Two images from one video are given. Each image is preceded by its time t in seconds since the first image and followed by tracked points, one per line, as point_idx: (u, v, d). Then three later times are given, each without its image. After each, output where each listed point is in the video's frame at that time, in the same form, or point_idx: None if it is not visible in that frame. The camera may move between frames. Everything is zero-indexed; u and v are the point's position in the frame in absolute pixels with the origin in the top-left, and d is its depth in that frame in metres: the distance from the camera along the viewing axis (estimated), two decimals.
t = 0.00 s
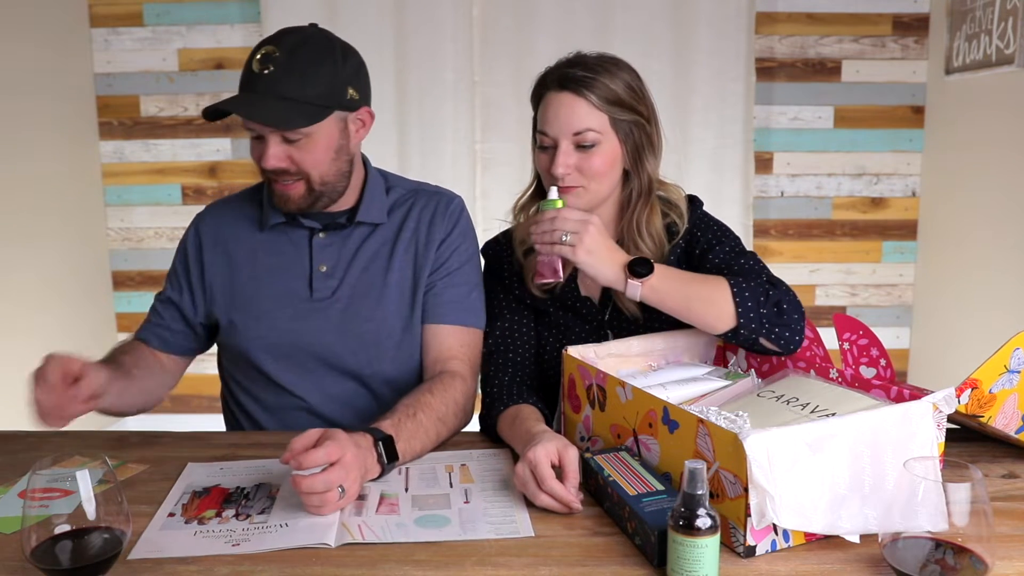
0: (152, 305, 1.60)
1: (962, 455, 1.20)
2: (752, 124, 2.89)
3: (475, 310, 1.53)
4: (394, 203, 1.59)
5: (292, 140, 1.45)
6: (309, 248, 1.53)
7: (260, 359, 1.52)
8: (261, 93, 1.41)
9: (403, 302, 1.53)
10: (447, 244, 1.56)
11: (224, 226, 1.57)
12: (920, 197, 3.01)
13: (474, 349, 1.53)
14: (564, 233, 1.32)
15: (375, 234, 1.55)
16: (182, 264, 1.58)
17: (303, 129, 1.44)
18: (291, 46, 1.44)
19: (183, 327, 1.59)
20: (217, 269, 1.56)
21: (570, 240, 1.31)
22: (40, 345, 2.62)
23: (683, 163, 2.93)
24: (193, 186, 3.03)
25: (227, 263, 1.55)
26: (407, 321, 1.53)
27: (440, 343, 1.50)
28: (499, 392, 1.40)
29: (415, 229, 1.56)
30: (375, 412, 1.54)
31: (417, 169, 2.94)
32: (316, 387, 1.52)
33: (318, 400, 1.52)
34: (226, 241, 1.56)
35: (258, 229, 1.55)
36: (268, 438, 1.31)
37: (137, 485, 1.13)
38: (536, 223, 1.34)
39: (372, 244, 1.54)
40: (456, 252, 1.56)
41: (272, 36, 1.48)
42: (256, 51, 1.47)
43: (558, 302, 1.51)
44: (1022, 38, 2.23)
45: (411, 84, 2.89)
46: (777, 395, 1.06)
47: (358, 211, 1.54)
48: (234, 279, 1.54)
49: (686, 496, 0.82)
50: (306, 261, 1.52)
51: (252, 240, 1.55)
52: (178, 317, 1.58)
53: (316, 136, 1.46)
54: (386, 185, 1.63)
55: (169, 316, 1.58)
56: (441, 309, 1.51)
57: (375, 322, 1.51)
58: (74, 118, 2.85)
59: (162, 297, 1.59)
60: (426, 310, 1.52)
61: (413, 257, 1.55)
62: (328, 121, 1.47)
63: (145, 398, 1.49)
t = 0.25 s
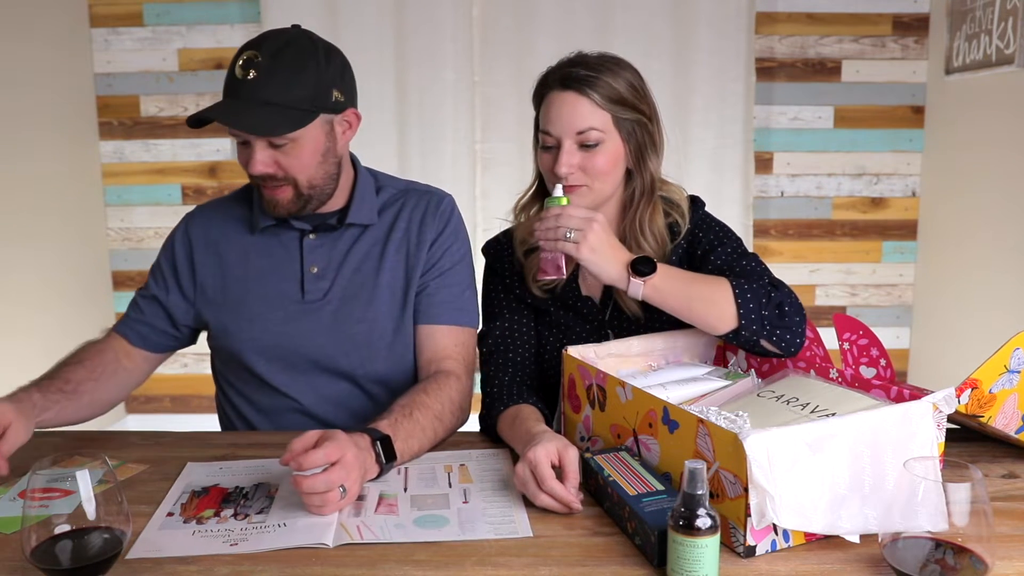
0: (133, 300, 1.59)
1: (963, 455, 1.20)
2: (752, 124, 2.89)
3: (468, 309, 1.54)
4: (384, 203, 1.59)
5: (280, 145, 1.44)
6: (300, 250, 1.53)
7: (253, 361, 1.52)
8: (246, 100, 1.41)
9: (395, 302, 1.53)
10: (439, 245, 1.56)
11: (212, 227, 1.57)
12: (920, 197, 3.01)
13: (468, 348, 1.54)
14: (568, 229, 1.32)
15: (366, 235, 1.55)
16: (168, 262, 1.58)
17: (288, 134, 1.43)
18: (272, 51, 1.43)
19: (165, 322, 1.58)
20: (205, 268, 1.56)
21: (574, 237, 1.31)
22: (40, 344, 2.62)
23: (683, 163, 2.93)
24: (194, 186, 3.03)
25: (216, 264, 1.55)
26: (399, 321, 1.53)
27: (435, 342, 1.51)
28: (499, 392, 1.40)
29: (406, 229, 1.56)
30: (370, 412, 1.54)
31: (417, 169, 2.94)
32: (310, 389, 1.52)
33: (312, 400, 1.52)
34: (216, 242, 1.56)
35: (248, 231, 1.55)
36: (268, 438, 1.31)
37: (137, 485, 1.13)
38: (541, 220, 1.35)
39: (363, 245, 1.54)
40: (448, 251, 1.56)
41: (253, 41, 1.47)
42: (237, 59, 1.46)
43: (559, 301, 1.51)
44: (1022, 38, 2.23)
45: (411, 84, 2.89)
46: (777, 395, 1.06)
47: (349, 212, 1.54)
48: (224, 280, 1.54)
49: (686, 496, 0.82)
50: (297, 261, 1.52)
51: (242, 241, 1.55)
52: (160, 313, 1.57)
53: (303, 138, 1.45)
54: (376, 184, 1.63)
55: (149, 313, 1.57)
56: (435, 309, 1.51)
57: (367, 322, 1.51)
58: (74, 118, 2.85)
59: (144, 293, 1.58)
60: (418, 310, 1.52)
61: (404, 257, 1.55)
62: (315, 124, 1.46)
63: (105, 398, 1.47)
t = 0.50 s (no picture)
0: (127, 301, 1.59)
1: (963, 456, 1.20)
2: (752, 124, 2.89)
3: (468, 309, 1.55)
4: (381, 204, 1.59)
5: (274, 149, 1.44)
6: (298, 252, 1.53)
7: (250, 364, 1.52)
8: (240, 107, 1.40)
9: (393, 303, 1.53)
10: (438, 245, 1.56)
11: (208, 229, 1.57)
12: (920, 197, 3.01)
13: (468, 349, 1.54)
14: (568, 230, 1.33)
15: (363, 237, 1.55)
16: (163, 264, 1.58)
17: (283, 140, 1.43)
18: (267, 55, 1.43)
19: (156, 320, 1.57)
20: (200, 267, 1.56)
21: (572, 239, 1.32)
22: (40, 344, 2.62)
23: (683, 163, 2.93)
24: (193, 186, 3.03)
25: (212, 267, 1.55)
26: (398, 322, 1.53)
27: (435, 343, 1.51)
28: (499, 392, 1.40)
29: (404, 229, 1.57)
30: (369, 413, 1.54)
31: (417, 169, 2.94)
32: (306, 393, 1.52)
33: (310, 402, 1.52)
34: (212, 244, 1.56)
35: (246, 234, 1.55)
36: (268, 438, 1.31)
37: (137, 485, 1.13)
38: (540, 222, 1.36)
39: (361, 246, 1.54)
40: (447, 252, 1.56)
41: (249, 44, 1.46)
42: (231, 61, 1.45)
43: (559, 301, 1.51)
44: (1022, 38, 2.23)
45: (411, 84, 2.89)
46: (777, 395, 1.06)
47: (346, 214, 1.54)
48: (220, 283, 1.54)
49: (686, 496, 0.82)
50: (294, 264, 1.52)
51: (239, 244, 1.55)
52: (155, 315, 1.57)
53: (298, 144, 1.44)
54: (374, 185, 1.63)
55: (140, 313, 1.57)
56: (435, 310, 1.52)
57: (366, 324, 1.51)
58: (75, 118, 2.85)
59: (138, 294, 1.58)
60: (417, 311, 1.53)
61: (402, 258, 1.55)
62: (310, 129, 1.46)
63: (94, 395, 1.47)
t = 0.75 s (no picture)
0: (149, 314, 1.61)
1: (963, 456, 1.20)
2: (752, 124, 2.89)
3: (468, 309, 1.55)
4: (381, 205, 1.59)
5: (275, 148, 1.44)
6: (297, 254, 1.52)
7: (250, 367, 1.52)
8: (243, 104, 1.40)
9: (394, 303, 1.54)
10: (438, 245, 1.56)
11: (206, 232, 1.56)
12: (920, 197, 3.01)
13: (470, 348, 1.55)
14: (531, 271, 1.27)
15: (363, 239, 1.54)
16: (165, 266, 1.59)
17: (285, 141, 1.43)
18: (273, 53, 1.43)
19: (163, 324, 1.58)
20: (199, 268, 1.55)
21: (539, 278, 1.27)
22: (40, 343, 2.62)
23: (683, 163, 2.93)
24: (193, 186, 3.03)
25: (210, 270, 1.54)
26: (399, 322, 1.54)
27: (436, 344, 1.53)
28: (499, 392, 1.40)
29: (404, 230, 1.56)
30: (371, 413, 1.54)
31: (417, 170, 2.94)
32: (307, 395, 1.52)
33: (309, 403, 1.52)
34: (210, 246, 1.55)
35: (244, 236, 1.54)
36: (268, 438, 1.31)
37: (137, 485, 1.13)
38: (504, 259, 1.30)
39: (361, 248, 1.54)
40: (447, 252, 1.56)
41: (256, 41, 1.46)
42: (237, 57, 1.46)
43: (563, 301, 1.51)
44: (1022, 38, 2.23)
45: (411, 84, 2.89)
46: (777, 395, 1.06)
47: (346, 216, 1.53)
48: (218, 285, 1.53)
49: (686, 496, 0.82)
50: (293, 267, 1.51)
51: (237, 247, 1.54)
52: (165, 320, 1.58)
53: (299, 145, 1.45)
54: (374, 185, 1.62)
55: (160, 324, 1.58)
56: (434, 312, 1.53)
57: (366, 326, 1.52)
58: (74, 118, 2.85)
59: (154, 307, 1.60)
60: (418, 311, 1.54)
61: (402, 259, 1.55)
62: (313, 129, 1.46)
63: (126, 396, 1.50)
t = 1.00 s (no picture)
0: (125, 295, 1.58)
1: (963, 456, 1.20)
2: (752, 124, 2.89)
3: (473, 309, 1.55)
4: (388, 205, 1.59)
5: (292, 136, 1.45)
6: (305, 252, 1.52)
7: (254, 364, 1.52)
8: (263, 86, 1.41)
9: (400, 302, 1.54)
10: (444, 245, 1.56)
11: (213, 227, 1.55)
12: (920, 197, 3.01)
13: (472, 348, 1.55)
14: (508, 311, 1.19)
15: (371, 237, 1.55)
16: (164, 259, 1.57)
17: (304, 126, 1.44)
18: (296, 41, 1.45)
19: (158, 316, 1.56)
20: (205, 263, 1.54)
21: (515, 320, 1.19)
22: (40, 343, 2.62)
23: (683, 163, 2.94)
24: (194, 186, 3.03)
25: (218, 265, 1.54)
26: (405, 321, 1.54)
27: (438, 344, 1.53)
28: (500, 392, 1.40)
29: (411, 229, 1.56)
30: (371, 413, 1.55)
31: (417, 170, 2.94)
32: (310, 394, 1.52)
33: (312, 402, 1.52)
34: (217, 242, 1.55)
35: (252, 232, 1.54)
36: (268, 438, 1.31)
37: (137, 485, 1.13)
38: (474, 301, 1.20)
39: (369, 247, 1.54)
40: (453, 252, 1.57)
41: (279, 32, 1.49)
42: (258, 46, 1.48)
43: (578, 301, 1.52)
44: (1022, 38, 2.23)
45: (411, 84, 2.88)
46: (777, 395, 1.06)
47: (355, 214, 1.53)
48: (226, 281, 1.53)
49: (686, 496, 0.82)
50: (301, 264, 1.51)
51: (245, 243, 1.53)
52: (152, 310, 1.56)
53: (317, 133, 1.46)
54: (381, 185, 1.63)
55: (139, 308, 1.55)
56: (437, 312, 1.54)
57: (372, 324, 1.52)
58: (74, 118, 2.85)
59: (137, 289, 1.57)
60: (423, 309, 1.54)
61: (410, 258, 1.55)
62: (330, 119, 1.47)
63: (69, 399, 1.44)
